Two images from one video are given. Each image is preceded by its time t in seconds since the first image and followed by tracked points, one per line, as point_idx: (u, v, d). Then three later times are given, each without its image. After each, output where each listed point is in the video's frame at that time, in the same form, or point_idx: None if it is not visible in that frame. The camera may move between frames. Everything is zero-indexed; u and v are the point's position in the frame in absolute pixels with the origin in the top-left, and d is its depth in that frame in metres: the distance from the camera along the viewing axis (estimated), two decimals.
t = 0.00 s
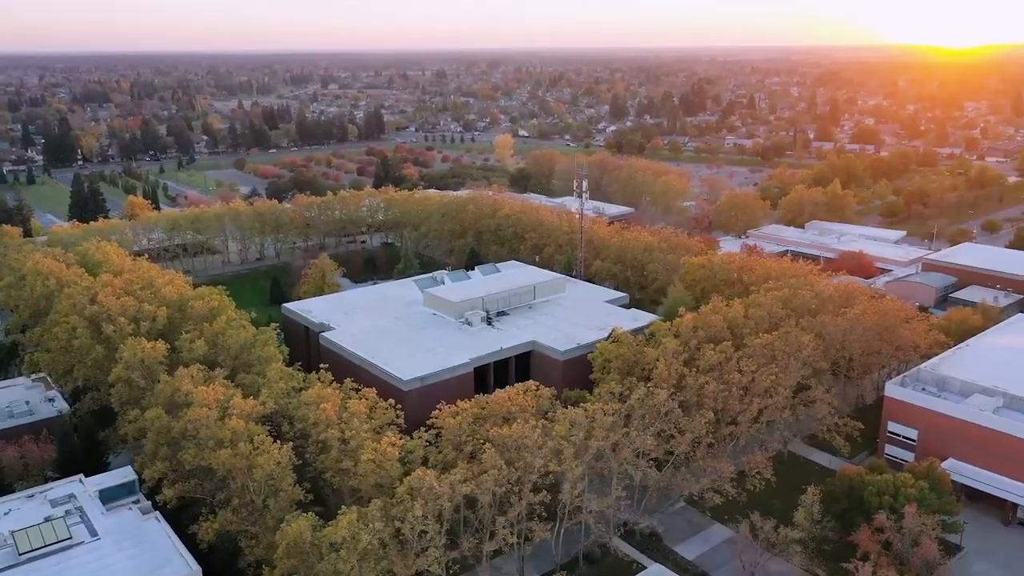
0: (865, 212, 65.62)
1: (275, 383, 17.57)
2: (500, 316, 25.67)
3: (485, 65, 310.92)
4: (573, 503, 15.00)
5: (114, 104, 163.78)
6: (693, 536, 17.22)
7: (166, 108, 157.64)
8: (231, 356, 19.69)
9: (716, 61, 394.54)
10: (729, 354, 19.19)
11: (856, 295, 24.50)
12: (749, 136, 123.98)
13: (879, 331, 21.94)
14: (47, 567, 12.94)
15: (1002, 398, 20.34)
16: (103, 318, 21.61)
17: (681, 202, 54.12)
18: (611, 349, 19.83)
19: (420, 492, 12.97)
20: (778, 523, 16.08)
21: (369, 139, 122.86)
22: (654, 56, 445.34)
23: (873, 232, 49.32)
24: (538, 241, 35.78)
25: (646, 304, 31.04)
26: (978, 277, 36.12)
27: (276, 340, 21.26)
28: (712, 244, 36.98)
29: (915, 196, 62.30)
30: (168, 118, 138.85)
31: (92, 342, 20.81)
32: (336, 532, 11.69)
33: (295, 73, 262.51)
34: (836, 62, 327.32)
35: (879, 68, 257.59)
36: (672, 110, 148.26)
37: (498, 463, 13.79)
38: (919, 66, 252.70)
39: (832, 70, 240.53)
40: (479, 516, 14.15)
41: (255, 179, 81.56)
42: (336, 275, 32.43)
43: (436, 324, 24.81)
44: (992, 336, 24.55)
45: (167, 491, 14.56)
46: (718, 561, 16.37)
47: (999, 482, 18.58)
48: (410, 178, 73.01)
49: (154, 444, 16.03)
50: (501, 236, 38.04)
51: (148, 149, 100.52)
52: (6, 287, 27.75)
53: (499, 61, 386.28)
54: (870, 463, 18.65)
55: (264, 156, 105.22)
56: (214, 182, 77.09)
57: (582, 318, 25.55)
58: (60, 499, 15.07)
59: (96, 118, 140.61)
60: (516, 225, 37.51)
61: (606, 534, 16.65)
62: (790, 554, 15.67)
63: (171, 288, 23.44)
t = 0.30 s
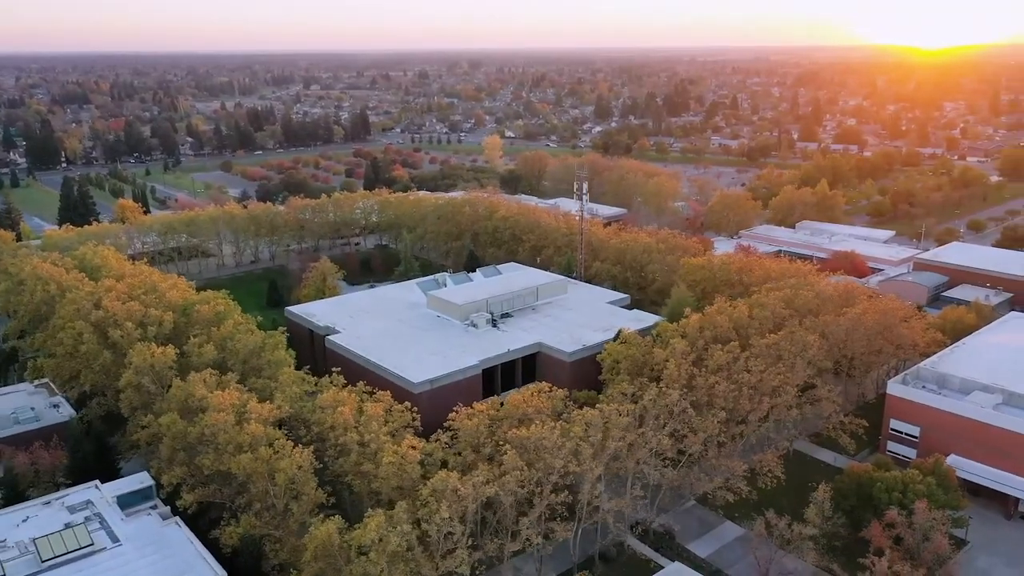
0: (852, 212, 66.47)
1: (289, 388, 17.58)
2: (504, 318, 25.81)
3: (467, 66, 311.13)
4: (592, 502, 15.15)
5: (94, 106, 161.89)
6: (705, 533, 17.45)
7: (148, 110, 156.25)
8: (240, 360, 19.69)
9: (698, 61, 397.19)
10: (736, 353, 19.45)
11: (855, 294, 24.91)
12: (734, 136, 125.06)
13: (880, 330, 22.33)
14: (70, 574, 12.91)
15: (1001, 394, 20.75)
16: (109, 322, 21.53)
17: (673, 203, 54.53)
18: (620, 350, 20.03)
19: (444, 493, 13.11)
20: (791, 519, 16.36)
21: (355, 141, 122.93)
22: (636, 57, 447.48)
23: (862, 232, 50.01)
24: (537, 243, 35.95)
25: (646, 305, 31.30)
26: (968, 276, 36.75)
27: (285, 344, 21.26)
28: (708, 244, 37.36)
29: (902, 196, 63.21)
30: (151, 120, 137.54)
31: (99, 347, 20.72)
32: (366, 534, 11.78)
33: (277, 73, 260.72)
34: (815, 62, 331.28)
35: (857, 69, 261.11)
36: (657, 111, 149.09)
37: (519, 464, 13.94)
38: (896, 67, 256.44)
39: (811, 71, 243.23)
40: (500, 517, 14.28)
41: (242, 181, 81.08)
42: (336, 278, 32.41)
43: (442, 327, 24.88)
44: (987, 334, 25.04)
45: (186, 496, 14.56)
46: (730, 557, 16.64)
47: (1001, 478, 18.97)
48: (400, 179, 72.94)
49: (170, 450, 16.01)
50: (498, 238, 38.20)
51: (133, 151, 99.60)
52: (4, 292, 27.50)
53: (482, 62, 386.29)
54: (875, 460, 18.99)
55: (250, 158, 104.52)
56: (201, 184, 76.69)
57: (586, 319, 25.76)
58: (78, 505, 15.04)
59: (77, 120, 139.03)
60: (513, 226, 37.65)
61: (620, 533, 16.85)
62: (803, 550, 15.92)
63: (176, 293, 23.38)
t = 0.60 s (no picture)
0: (839, 211, 67.33)
1: (303, 392, 17.64)
2: (509, 320, 25.97)
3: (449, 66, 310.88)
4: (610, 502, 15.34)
5: (74, 108, 159.81)
6: (717, 531, 17.68)
7: (129, 110, 154.52)
8: (250, 365, 19.67)
9: (681, 62, 399.44)
10: (744, 353, 19.73)
11: (854, 293, 25.32)
12: (720, 137, 126.01)
13: (881, 330, 22.72)
14: None
15: (1001, 392, 21.23)
16: (116, 328, 21.42)
17: (665, 205, 54.96)
18: (629, 350, 20.27)
19: (468, 496, 13.25)
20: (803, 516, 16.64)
21: (342, 142, 123.05)
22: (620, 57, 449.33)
23: (853, 232, 50.71)
24: (536, 244, 36.13)
25: (647, 306, 31.61)
26: (959, 275, 37.45)
27: (295, 347, 21.29)
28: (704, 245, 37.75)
29: (889, 196, 64.15)
30: (134, 121, 136.10)
31: (107, 352, 20.62)
32: (397, 537, 11.91)
33: (259, 74, 258.95)
34: (796, 62, 334.41)
35: (836, 69, 264.14)
36: (643, 112, 149.83)
37: (541, 465, 14.12)
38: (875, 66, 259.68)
39: (792, 72, 245.82)
40: (522, 518, 14.43)
41: (231, 183, 80.55)
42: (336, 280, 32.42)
43: (447, 329, 24.99)
44: (984, 333, 25.58)
45: (207, 500, 14.61)
46: (743, 555, 16.88)
47: (1002, 472, 19.38)
48: (391, 181, 72.85)
49: (187, 454, 16.02)
50: (496, 239, 38.33)
51: (117, 153, 98.54)
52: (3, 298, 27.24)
53: (466, 62, 386.15)
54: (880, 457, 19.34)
55: (237, 160, 103.81)
56: (189, 187, 76.09)
57: (589, 320, 25.97)
58: (96, 510, 15.02)
59: (58, 121, 137.24)
60: (511, 228, 37.79)
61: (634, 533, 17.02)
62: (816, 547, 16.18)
63: (182, 297, 23.29)
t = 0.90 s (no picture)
0: (826, 211, 68.30)
1: (320, 396, 17.70)
2: (515, 322, 26.13)
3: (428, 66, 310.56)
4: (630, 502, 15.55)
5: (52, 109, 157.56)
6: (730, 529, 17.91)
7: (109, 112, 152.74)
8: (263, 370, 19.68)
9: (661, 62, 401.91)
10: (753, 353, 20.05)
11: (854, 293, 25.80)
12: (704, 138, 127.12)
13: (882, 329, 23.16)
14: None
15: (1000, 388, 21.76)
16: (125, 333, 21.32)
17: (657, 205, 55.43)
18: (639, 352, 20.63)
19: (496, 498, 13.41)
20: (814, 512, 16.98)
21: (327, 143, 122.32)
22: (601, 58, 451.55)
23: (842, 232, 51.52)
24: (535, 246, 36.34)
25: (647, 307, 31.95)
26: (948, 274, 38.24)
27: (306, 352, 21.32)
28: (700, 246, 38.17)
29: (875, 196, 65.21)
30: (115, 123, 134.54)
31: (117, 359, 20.52)
32: (430, 539, 12.08)
33: (238, 75, 257.00)
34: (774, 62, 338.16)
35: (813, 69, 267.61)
36: (627, 113, 150.69)
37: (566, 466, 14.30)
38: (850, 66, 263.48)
39: (770, 73, 248.71)
40: (546, 519, 14.60)
41: (218, 185, 80.04)
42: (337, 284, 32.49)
43: (454, 332, 25.11)
44: (980, 332, 26.19)
45: (232, 505, 14.65)
46: (757, 552, 17.15)
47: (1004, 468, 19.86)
48: (380, 183, 72.78)
49: (207, 460, 16.07)
50: (494, 242, 38.50)
51: (101, 156, 97.43)
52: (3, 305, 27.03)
53: (447, 62, 386.09)
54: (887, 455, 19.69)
55: (222, 161, 103.17)
56: (176, 189, 75.49)
57: (594, 322, 26.21)
58: (118, 518, 15.02)
59: (36, 123, 135.25)
60: (509, 230, 37.96)
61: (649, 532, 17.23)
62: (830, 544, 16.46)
63: (189, 303, 23.22)
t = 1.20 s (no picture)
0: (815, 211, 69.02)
1: (335, 399, 17.78)
2: (520, 324, 26.27)
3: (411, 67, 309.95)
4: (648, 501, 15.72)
5: (33, 111, 155.55)
6: (741, 527, 18.14)
7: (92, 113, 151.07)
8: (274, 373, 19.71)
9: (644, 62, 403.67)
10: (761, 353, 20.34)
11: (854, 293, 26.21)
12: (691, 138, 128.02)
13: (883, 329, 23.55)
14: None
15: (1000, 385, 22.20)
16: (134, 338, 21.28)
17: (651, 207, 55.81)
18: (648, 353, 20.86)
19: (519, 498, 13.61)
20: (825, 509, 17.26)
21: (314, 145, 121.70)
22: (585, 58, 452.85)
23: (833, 232, 52.18)
24: (534, 248, 36.52)
25: (648, 308, 32.22)
26: (940, 274, 38.93)
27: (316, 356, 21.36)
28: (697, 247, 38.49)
29: (864, 196, 66.07)
30: (98, 125, 133.09)
31: (127, 364, 20.45)
32: (460, 540, 12.22)
33: (219, 76, 254.82)
34: (755, 63, 341.24)
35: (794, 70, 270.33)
36: (614, 114, 151.34)
37: (587, 467, 14.47)
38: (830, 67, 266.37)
39: (752, 73, 250.96)
40: (566, 519, 14.77)
41: (207, 188, 79.55)
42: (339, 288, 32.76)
43: (461, 334, 25.21)
44: (976, 331, 26.70)
45: (253, 509, 14.70)
46: (768, 549, 17.41)
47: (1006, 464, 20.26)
48: (372, 185, 72.63)
49: (225, 464, 16.10)
50: (493, 243, 38.67)
51: (87, 158, 96.44)
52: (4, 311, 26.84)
53: (430, 62, 385.40)
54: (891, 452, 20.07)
55: (210, 164, 102.52)
56: (165, 192, 74.90)
57: (599, 323, 26.41)
58: (139, 522, 15.01)
59: (18, 125, 133.46)
60: (508, 232, 38.13)
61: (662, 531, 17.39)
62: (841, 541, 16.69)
63: (195, 307, 23.18)
